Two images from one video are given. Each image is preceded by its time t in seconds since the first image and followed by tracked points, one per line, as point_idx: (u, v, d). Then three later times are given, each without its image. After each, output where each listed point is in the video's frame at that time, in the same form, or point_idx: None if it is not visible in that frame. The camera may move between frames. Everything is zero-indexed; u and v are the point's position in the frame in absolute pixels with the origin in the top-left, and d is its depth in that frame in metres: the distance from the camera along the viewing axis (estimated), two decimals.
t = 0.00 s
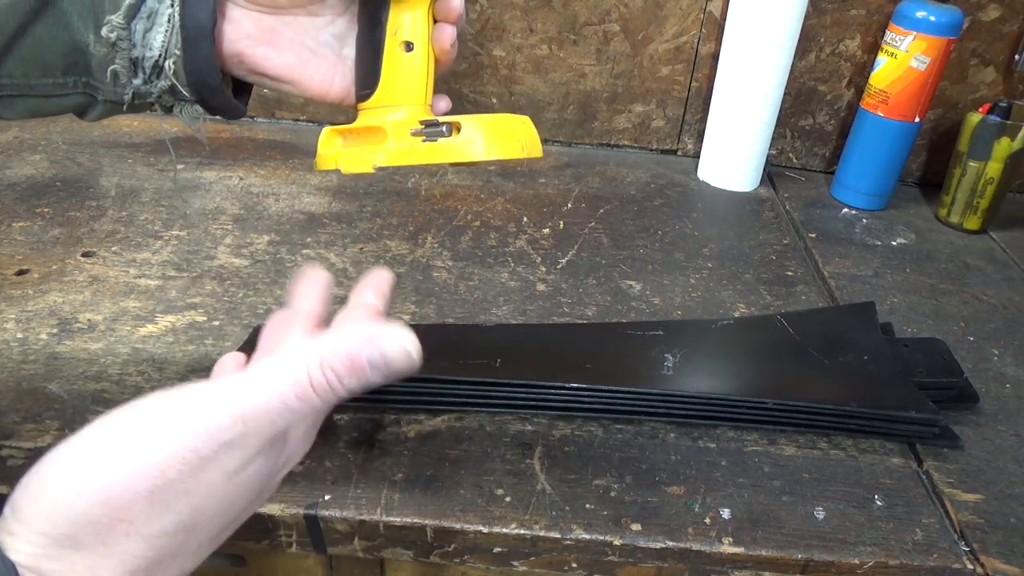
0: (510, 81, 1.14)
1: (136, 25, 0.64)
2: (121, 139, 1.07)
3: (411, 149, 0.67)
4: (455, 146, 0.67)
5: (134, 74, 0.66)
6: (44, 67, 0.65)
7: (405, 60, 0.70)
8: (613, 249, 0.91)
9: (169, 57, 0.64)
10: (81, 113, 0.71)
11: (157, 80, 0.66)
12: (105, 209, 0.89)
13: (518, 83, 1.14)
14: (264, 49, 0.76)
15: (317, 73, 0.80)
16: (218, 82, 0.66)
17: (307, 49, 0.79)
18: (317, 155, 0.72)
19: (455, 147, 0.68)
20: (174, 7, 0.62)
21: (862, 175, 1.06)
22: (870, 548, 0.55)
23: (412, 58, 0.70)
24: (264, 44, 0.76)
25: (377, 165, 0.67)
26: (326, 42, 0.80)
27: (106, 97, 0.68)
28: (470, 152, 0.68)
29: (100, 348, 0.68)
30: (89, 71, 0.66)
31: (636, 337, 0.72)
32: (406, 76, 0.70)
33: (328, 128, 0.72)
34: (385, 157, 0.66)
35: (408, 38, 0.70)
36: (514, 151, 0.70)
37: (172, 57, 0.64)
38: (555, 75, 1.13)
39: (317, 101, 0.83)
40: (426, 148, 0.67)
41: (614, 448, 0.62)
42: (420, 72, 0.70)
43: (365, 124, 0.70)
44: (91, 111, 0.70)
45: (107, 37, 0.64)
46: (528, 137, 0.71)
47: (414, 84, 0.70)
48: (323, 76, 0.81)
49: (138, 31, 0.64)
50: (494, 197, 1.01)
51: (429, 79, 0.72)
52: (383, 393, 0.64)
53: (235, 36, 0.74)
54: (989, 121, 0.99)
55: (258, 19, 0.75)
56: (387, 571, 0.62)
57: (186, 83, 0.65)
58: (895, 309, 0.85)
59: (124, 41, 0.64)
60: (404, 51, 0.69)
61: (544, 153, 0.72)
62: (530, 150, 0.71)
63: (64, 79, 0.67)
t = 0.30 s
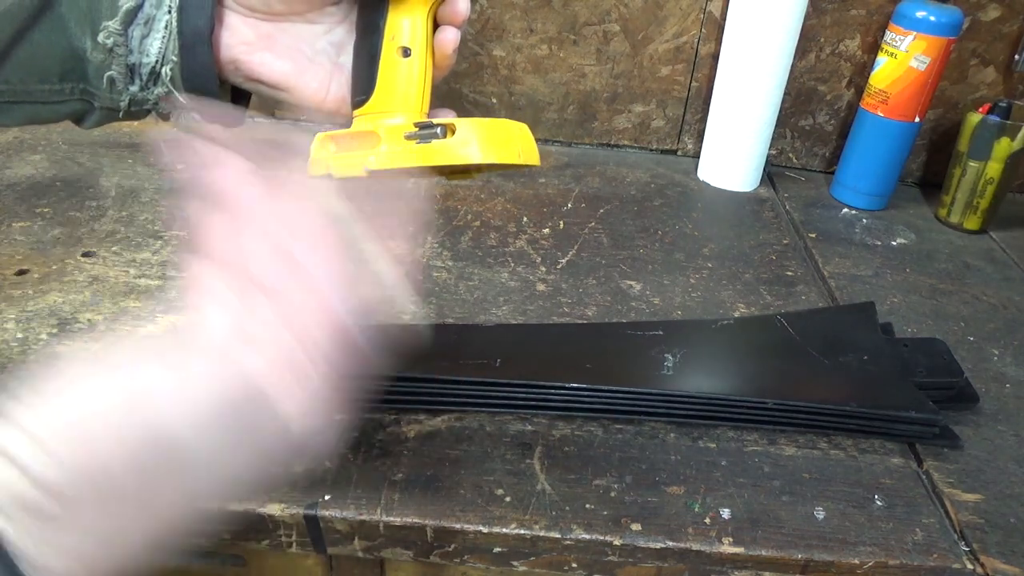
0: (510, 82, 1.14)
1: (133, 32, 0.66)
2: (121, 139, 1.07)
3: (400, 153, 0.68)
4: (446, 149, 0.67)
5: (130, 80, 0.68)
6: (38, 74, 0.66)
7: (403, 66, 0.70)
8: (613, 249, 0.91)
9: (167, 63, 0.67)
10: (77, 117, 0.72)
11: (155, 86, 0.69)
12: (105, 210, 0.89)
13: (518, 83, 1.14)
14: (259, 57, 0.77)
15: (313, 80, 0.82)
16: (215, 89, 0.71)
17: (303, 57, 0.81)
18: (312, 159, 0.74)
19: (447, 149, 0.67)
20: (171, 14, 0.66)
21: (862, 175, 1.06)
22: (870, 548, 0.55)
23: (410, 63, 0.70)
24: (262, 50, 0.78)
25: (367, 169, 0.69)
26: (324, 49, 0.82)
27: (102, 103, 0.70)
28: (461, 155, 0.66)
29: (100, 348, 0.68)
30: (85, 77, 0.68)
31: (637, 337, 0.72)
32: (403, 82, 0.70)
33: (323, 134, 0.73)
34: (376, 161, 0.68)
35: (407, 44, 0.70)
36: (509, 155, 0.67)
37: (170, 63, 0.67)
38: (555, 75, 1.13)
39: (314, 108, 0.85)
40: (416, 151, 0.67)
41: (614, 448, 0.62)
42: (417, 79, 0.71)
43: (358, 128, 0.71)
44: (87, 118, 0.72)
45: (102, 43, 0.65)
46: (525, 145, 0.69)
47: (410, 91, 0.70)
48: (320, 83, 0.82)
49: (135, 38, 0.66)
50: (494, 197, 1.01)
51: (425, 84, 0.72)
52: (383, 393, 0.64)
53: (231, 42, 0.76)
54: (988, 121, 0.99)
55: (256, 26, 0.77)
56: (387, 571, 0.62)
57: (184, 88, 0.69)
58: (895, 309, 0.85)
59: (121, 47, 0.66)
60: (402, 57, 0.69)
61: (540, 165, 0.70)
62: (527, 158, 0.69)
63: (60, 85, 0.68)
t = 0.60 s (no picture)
0: (510, 82, 1.14)
1: (135, 29, 0.63)
2: (121, 139, 1.07)
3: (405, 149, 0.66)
4: (451, 146, 0.65)
5: (132, 79, 0.66)
6: (41, 72, 0.65)
7: (405, 62, 0.69)
8: (613, 249, 0.91)
9: (169, 61, 0.64)
10: (81, 118, 0.70)
11: (157, 84, 0.66)
12: (105, 210, 0.89)
13: (518, 83, 1.14)
14: (262, 53, 0.75)
15: (316, 78, 0.80)
16: (218, 86, 0.66)
17: (306, 53, 0.79)
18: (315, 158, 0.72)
19: (452, 146, 0.65)
20: (172, 10, 0.62)
21: (862, 175, 1.06)
22: (870, 548, 0.55)
23: (412, 59, 0.70)
24: (264, 47, 0.75)
25: (372, 167, 0.66)
26: (326, 46, 0.80)
27: (105, 103, 0.68)
28: (465, 151, 0.65)
29: (99, 348, 0.68)
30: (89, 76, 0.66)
31: (637, 337, 0.72)
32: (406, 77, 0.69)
33: (326, 131, 0.71)
34: (381, 157, 0.66)
35: (409, 40, 0.70)
36: (511, 150, 0.66)
37: (172, 61, 0.64)
38: (555, 75, 1.13)
39: (316, 105, 0.82)
40: (421, 147, 0.65)
41: (614, 448, 0.62)
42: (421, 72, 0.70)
43: (362, 125, 0.69)
44: (90, 118, 0.70)
45: (105, 41, 0.63)
46: (529, 139, 0.68)
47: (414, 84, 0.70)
48: (322, 79, 0.80)
49: (137, 36, 0.64)
50: (494, 197, 1.01)
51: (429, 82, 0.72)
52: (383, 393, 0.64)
53: (232, 39, 0.73)
54: (989, 121, 0.99)
55: (258, 23, 0.75)
56: (387, 571, 0.62)
57: (186, 87, 0.65)
58: (895, 309, 0.85)
59: (122, 45, 0.64)
60: (404, 53, 0.69)
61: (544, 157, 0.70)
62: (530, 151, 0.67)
63: (63, 85, 0.67)
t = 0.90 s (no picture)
0: (510, 82, 1.14)
1: (136, 42, 0.64)
2: (121, 139, 1.07)
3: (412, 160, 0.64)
4: (459, 155, 0.62)
5: (132, 92, 0.66)
6: (39, 83, 0.65)
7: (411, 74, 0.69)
8: (613, 249, 0.91)
9: (168, 74, 0.63)
10: (80, 129, 0.71)
11: (156, 98, 0.66)
12: (105, 210, 0.89)
13: (518, 83, 1.14)
14: (264, 67, 0.75)
15: (320, 92, 0.79)
16: (219, 101, 0.66)
17: (311, 68, 0.78)
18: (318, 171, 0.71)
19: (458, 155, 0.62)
20: (174, 24, 0.62)
21: (862, 175, 1.06)
22: (870, 548, 0.55)
23: (418, 71, 0.69)
24: (266, 61, 0.75)
25: (378, 178, 0.65)
26: (331, 61, 0.79)
27: (104, 115, 0.68)
28: (472, 162, 0.62)
29: (99, 348, 0.68)
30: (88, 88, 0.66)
31: (636, 337, 0.72)
32: (413, 89, 0.69)
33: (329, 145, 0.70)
34: (388, 168, 0.65)
35: (415, 52, 0.70)
36: (520, 161, 0.64)
37: (171, 74, 0.64)
38: (555, 75, 1.13)
39: (322, 122, 0.81)
40: (429, 157, 0.63)
41: (614, 448, 0.62)
42: (428, 84, 0.70)
43: (367, 138, 0.69)
44: (89, 129, 0.70)
45: (105, 53, 0.63)
46: (538, 150, 0.66)
47: (421, 96, 0.69)
48: (328, 94, 0.79)
49: (138, 48, 0.64)
50: (494, 197, 1.01)
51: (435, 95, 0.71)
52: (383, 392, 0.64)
53: (233, 52, 0.73)
54: (989, 121, 0.99)
55: (262, 37, 0.75)
56: (387, 571, 0.62)
57: (185, 100, 0.65)
58: (895, 309, 0.85)
59: (122, 58, 0.64)
60: (409, 65, 0.69)
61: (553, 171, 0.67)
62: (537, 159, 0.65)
63: (62, 96, 0.67)
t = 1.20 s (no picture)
0: (510, 81, 1.14)
1: (110, 48, 0.63)
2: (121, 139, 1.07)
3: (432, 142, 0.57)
4: (487, 131, 0.54)
5: (107, 101, 0.65)
6: (5, 94, 0.64)
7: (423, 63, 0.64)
8: (613, 249, 0.91)
9: (145, 82, 0.63)
10: (52, 143, 0.69)
11: (132, 108, 0.65)
12: (105, 209, 0.89)
13: (518, 83, 1.14)
14: (259, 64, 0.73)
15: (320, 92, 0.76)
16: (200, 111, 0.64)
17: (311, 67, 0.76)
18: (322, 171, 0.64)
19: (486, 131, 0.54)
20: (150, 28, 0.61)
21: (862, 175, 1.06)
22: (870, 548, 0.55)
23: (430, 59, 0.64)
24: (261, 58, 0.73)
25: (395, 166, 0.59)
26: (331, 62, 0.78)
27: (77, 128, 0.67)
28: (501, 137, 0.54)
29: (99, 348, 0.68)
30: (57, 101, 0.65)
31: (637, 337, 0.72)
32: (423, 79, 0.63)
33: (333, 145, 0.63)
34: (405, 155, 0.58)
35: (424, 41, 0.64)
36: (553, 137, 0.56)
37: (148, 82, 0.63)
38: (555, 75, 1.13)
39: (321, 126, 0.78)
40: (452, 137, 0.56)
41: (614, 448, 0.62)
42: (440, 75, 0.64)
43: (375, 131, 0.62)
44: (61, 143, 0.69)
45: (76, 59, 0.63)
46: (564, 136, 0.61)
47: (433, 88, 0.63)
48: (328, 95, 0.77)
49: (112, 54, 0.63)
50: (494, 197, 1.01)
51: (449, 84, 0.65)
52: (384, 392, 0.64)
53: (226, 48, 0.71)
54: (989, 121, 0.99)
55: (257, 34, 0.73)
56: (387, 571, 0.62)
57: (162, 110, 0.64)
58: (895, 309, 0.85)
59: (95, 64, 0.63)
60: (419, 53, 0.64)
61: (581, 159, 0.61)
62: (570, 140, 0.58)
63: (28, 110, 0.65)
